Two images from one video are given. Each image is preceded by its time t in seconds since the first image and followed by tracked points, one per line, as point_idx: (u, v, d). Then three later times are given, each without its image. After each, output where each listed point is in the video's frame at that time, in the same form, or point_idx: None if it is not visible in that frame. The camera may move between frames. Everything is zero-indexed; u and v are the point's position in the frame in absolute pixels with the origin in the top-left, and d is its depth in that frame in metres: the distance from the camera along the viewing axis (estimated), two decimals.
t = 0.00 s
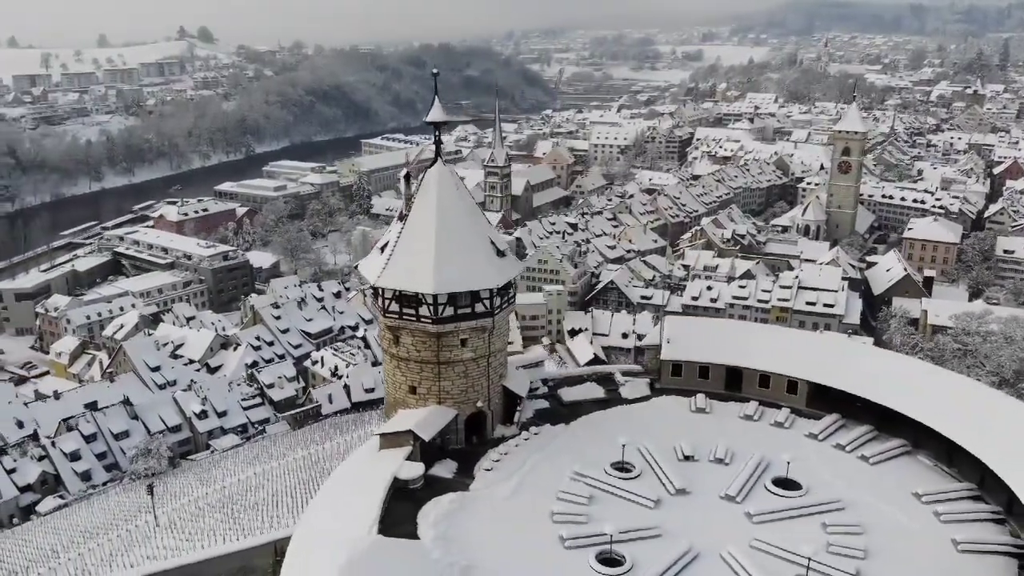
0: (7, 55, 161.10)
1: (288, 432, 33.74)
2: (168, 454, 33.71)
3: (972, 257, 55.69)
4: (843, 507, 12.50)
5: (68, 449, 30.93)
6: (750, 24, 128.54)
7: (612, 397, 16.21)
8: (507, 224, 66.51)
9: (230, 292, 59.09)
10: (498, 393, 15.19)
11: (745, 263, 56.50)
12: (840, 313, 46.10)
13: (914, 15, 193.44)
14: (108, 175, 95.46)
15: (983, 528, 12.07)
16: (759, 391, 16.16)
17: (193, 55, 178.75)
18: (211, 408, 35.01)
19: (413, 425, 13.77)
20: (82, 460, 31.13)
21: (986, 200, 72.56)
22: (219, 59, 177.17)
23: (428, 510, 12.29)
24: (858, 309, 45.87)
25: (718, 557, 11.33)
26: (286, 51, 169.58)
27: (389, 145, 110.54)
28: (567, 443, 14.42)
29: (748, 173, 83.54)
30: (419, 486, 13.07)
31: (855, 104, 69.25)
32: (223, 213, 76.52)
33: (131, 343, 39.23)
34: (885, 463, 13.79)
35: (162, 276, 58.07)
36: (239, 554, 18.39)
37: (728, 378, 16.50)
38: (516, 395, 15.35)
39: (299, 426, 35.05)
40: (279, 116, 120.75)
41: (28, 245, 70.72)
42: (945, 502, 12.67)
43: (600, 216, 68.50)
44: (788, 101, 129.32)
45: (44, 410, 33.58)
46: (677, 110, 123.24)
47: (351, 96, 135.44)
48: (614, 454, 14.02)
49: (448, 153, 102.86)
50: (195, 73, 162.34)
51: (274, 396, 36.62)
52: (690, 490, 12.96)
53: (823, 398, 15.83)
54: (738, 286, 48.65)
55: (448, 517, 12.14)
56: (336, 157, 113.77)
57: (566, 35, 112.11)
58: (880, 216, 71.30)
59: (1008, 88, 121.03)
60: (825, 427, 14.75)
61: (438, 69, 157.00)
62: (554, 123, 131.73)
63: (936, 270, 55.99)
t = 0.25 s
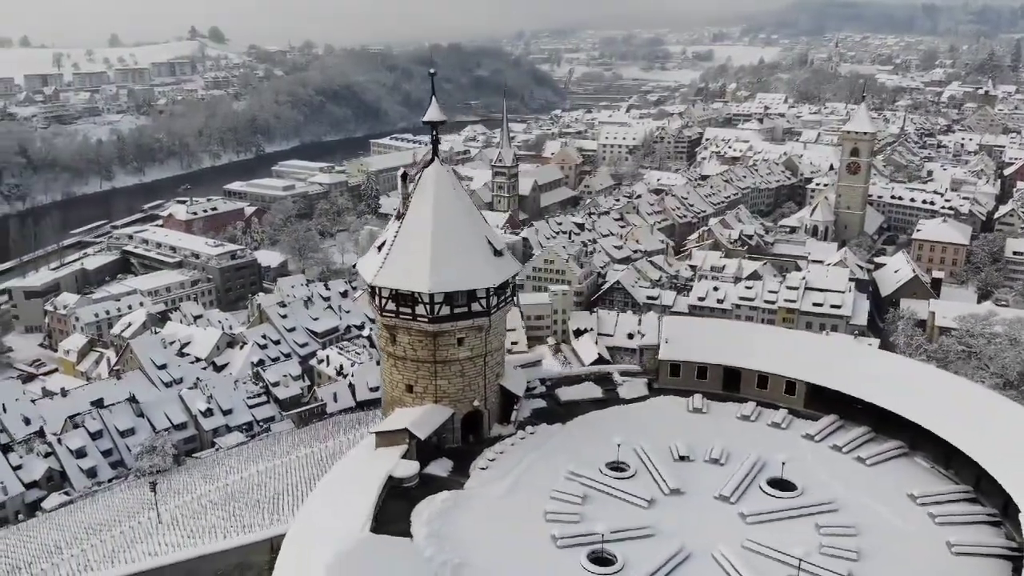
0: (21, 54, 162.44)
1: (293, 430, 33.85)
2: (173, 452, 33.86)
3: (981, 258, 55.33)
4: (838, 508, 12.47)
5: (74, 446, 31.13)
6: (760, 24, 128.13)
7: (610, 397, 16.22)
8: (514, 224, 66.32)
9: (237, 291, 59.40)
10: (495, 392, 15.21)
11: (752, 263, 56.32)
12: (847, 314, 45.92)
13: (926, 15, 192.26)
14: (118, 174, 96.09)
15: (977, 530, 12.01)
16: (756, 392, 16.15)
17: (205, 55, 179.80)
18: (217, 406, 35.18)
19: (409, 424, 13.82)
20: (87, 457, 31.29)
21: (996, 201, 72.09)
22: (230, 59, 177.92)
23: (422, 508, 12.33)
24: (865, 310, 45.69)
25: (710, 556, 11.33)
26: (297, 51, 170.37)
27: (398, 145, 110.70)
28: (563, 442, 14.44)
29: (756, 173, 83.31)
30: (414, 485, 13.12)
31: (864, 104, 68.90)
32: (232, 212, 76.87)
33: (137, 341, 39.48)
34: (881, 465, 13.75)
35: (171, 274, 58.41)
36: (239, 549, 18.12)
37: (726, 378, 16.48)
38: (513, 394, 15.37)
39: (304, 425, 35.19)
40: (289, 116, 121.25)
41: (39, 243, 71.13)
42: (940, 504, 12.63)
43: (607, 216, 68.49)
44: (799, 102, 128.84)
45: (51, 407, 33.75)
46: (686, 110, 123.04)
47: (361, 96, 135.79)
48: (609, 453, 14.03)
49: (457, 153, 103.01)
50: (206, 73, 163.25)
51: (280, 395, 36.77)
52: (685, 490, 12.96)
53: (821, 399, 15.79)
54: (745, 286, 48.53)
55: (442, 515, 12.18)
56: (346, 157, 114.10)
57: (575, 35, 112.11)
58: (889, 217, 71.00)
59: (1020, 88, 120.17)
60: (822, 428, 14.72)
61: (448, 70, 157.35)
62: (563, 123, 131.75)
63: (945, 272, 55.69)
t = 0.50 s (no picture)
0: (33, 54, 163.71)
1: (297, 429, 33.97)
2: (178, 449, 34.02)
3: (990, 260, 54.97)
4: (833, 509, 12.44)
5: (80, 443, 31.36)
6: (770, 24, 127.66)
7: (608, 397, 16.23)
8: (520, 224, 66.22)
9: (245, 290, 59.68)
10: (492, 390, 15.25)
11: (759, 264, 56.13)
12: (854, 315, 45.68)
13: (939, 15, 191.08)
14: (129, 173, 96.68)
15: (973, 532, 11.94)
16: (754, 393, 16.12)
17: (215, 55, 180.70)
18: (222, 404, 35.36)
19: (405, 422, 13.84)
20: (93, 454, 31.51)
21: (1007, 203, 71.61)
22: (240, 59, 178.68)
23: (416, 505, 12.36)
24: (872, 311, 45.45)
25: (702, 556, 11.32)
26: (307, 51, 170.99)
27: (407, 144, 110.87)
28: (560, 441, 14.47)
29: (765, 174, 83.02)
30: (409, 483, 13.16)
31: (874, 105, 68.51)
32: (240, 211, 77.24)
33: (144, 340, 39.71)
34: (877, 466, 13.70)
35: (179, 273, 58.73)
36: (234, 547, 18.76)
37: (725, 379, 16.46)
38: (511, 393, 15.38)
39: (308, 423, 35.31)
40: (299, 116, 121.66)
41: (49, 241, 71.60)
42: (937, 506, 12.57)
43: (614, 216, 68.43)
44: (809, 102, 128.37)
45: (58, 404, 34.00)
46: (695, 110, 122.78)
47: (370, 96, 136.08)
48: (604, 453, 14.04)
49: (465, 154, 103.07)
50: (217, 72, 164.04)
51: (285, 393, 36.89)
52: (679, 490, 12.94)
53: (820, 400, 15.75)
54: (752, 287, 48.37)
55: (436, 513, 12.20)
56: (355, 157, 114.39)
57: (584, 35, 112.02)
58: (898, 218, 70.64)
59: None
60: (820, 429, 14.68)
61: (457, 69, 157.53)
62: (572, 123, 131.67)
63: (953, 273, 55.37)
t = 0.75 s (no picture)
0: (45, 54, 164.68)
1: (303, 427, 34.07)
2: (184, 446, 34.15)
3: (999, 261, 54.64)
4: (827, 510, 12.42)
5: (86, 440, 31.54)
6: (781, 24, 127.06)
7: (605, 397, 16.27)
8: (528, 224, 66.17)
9: (252, 289, 59.97)
10: (489, 389, 15.27)
11: (766, 265, 55.96)
12: (861, 316, 45.48)
13: (951, 15, 189.92)
14: (140, 173, 97.22)
15: (967, 534, 11.91)
16: (753, 393, 16.10)
17: (226, 54, 181.47)
18: (227, 402, 35.53)
19: (401, 421, 13.87)
20: (99, 451, 31.68)
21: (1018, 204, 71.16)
22: (251, 59, 179.36)
23: (410, 504, 12.43)
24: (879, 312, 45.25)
25: (694, 556, 11.33)
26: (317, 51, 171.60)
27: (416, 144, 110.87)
28: (556, 441, 14.49)
29: (774, 174, 82.75)
30: (404, 480, 13.22)
31: (883, 105, 68.12)
32: (249, 210, 77.59)
33: (151, 338, 39.91)
34: (873, 468, 13.68)
35: (187, 272, 59.05)
36: (231, 543, 19.31)
37: (723, 379, 16.45)
38: (508, 393, 15.40)
39: (313, 421, 35.43)
40: (309, 116, 122.04)
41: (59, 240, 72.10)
42: (931, 507, 12.54)
43: (621, 216, 68.37)
44: (819, 102, 127.92)
45: (64, 401, 34.12)
46: (705, 110, 122.53)
47: (380, 96, 136.21)
48: (599, 453, 14.05)
49: (474, 154, 103.16)
50: (227, 72, 164.77)
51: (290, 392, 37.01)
52: (673, 491, 12.93)
53: (819, 401, 15.69)
54: (758, 288, 48.23)
55: (429, 512, 12.26)
56: (364, 156, 114.68)
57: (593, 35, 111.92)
58: (907, 219, 70.29)
59: None
60: (816, 430, 14.67)
61: (467, 70, 157.70)
62: (581, 123, 131.57)
63: (962, 275, 55.05)
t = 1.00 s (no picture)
0: (58, 53, 165.75)
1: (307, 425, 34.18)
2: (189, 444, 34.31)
3: (1008, 263, 54.28)
4: (822, 511, 12.38)
5: (92, 438, 31.75)
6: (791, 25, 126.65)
7: (603, 397, 16.28)
8: (535, 224, 66.14)
9: (260, 287, 60.22)
10: (486, 388, 15.29)
11: (773, 265, 55.76)
12: (867, 317, 45.27)
13: (963, 15, 188.72)
14: (150, 172, 97.69)
15: (963, 537, 11.85)
16: (750, 393, 16.08)
17: (236, 54, 182.15)
18: (233, 400, 35.69)
19: (397, 419, 13.91)
20: (105, 448, 31.88)
21: None
22: (260, 59, 179.95)
23: (404, 502, 12.46)
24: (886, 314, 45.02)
25: (686, 556, 11.33)
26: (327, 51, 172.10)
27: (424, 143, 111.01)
28: (551, 441, 14.51)
29: (783, 175, 82.47)
30: (399, 479, 13.25)
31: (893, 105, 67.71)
32: (258, 210, 77.89)
33: (158, 336, 40.11)
34: (870, 469, 13.63)
35: (195, 271, 59.33)
36: (227, 541, 19.57)
37: (721, 379, 16.42)
38: (505, 392, 15.42)
39: (317, 419, 35.55)
40: (318, 116, 122.37)
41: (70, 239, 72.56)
42: (926, 509, 12.50)
43: (629, 217, 68.28)
44: (829, 103, 127.43)
45: (71, 398, 34.34)
46: (714, 111, 122.22)
47: (390, 95, 136.51)
48: (594, 452, 14.06)
49: (483, 154, 103.22)
50: (238, 72, 165.36)
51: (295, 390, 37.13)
52: (668, 490, 12.92)
53: (816, 402, 15.63)
54: (764, 289, 48.07)
55: (422, 510, 12.30)
56: (372, 156, 114.90)
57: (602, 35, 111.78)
58: (916, 220, 69.89)
59: None
60: (813, 430, 14.62)
61: (477, 70, 157.75)
62: (589, 123, 131.53)
63: (971, 276, 54.68)
